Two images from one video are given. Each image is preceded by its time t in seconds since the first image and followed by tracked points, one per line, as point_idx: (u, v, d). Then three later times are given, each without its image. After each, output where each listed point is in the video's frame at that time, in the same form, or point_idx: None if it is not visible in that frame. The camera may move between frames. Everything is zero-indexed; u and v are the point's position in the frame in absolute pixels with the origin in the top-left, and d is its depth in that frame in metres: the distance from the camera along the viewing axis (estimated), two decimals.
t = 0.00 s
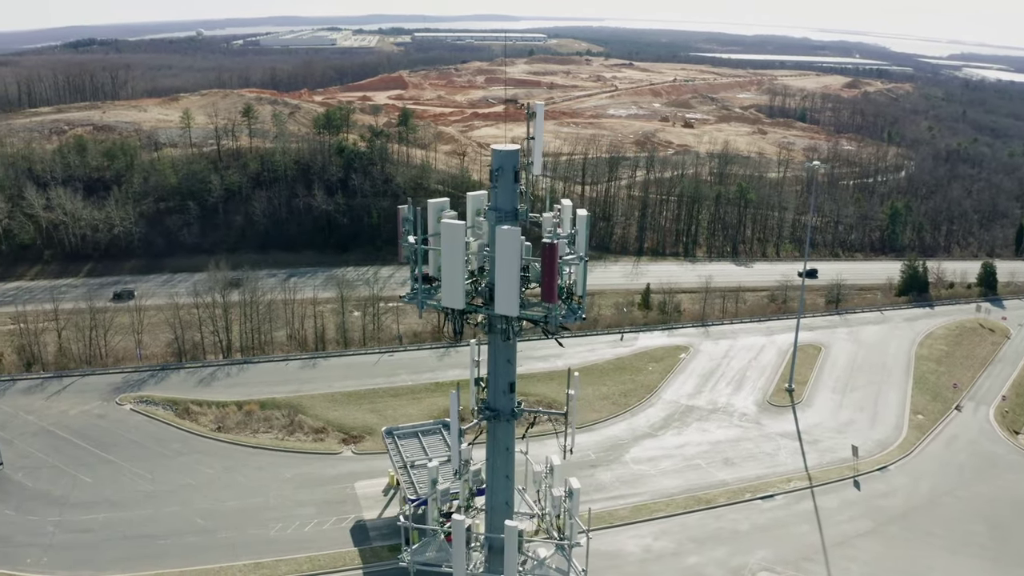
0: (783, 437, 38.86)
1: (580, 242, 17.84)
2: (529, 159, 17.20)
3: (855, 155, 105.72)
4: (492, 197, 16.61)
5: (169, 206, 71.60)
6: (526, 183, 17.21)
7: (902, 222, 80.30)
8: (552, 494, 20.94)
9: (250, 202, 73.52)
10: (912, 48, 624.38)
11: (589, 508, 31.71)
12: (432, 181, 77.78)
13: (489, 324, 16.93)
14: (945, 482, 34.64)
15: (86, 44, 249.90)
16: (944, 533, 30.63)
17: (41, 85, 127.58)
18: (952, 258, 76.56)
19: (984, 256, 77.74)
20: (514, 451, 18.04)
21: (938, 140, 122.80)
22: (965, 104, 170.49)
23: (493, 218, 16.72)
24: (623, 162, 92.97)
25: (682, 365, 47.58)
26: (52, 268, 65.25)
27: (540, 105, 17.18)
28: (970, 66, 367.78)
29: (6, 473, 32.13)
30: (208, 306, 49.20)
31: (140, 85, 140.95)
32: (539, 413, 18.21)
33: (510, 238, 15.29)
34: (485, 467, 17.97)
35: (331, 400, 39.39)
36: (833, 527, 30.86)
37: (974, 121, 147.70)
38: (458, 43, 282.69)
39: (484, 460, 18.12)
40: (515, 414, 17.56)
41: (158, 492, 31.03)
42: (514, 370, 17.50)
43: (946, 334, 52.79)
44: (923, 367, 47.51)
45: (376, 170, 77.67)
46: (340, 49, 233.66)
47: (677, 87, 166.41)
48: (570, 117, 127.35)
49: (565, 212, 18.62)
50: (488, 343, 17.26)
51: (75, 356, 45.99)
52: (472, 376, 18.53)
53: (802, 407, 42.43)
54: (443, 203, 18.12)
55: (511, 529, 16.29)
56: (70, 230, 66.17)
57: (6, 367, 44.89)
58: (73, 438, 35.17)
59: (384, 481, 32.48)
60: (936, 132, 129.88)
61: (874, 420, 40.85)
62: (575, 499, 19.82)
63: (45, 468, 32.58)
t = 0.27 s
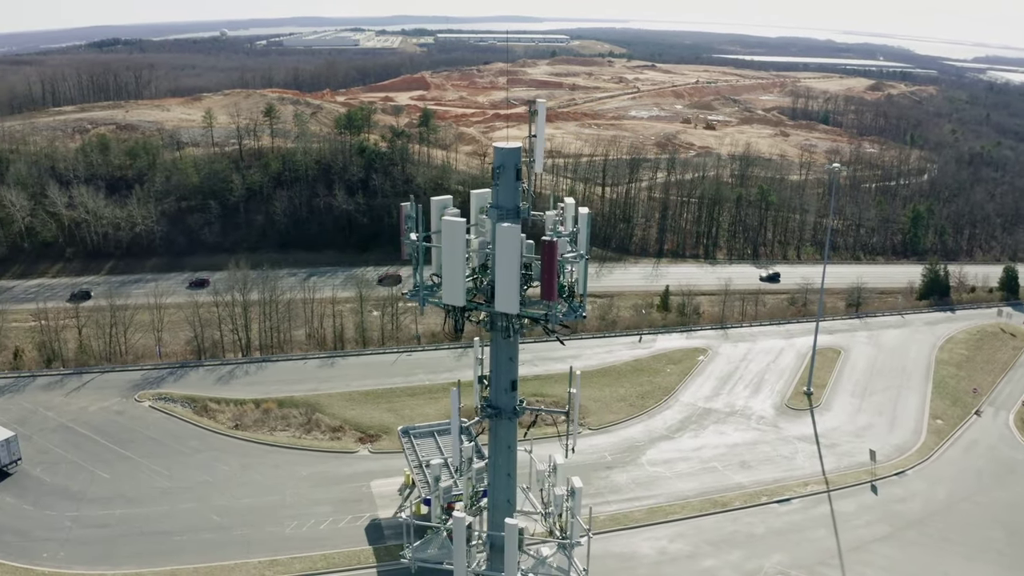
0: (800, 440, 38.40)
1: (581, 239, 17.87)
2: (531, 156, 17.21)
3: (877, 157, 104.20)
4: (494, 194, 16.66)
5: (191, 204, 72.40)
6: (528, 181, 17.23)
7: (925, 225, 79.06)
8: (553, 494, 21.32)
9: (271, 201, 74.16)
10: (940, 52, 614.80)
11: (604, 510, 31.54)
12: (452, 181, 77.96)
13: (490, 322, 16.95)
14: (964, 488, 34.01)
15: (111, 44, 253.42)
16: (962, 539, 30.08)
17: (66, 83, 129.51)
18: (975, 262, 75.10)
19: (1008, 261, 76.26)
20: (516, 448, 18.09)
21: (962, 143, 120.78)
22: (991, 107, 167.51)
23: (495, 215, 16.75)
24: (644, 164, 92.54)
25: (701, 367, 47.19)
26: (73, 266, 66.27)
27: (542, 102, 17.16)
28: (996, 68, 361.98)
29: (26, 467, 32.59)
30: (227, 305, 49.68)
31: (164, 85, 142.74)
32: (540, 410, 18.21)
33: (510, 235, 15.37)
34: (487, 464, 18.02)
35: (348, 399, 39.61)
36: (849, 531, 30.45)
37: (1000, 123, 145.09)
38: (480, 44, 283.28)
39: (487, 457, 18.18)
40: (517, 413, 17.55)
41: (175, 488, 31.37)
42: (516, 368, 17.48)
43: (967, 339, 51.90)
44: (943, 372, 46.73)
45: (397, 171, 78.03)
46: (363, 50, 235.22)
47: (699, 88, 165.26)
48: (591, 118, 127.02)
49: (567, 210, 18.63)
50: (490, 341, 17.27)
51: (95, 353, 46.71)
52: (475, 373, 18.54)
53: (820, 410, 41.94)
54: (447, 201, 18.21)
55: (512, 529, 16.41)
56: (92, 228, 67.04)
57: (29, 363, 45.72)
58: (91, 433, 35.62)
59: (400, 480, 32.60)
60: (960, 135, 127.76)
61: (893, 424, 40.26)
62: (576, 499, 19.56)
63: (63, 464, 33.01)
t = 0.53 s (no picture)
0: (816, 444, 37.95)
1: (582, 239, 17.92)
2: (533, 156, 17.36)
3: (899, 160, 102.73)
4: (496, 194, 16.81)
5: (212, 203, 73.15)
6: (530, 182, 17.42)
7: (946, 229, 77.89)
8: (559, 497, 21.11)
9: (292, 201, 74.69)
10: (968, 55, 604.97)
11: (619, 511, 31.38)
12: (472, 182, 78.02)
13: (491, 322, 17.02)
14: (983, 494, 33.42)
15: (135, 43, 256.68)
16: (980, 545, 29.56)
17: (88, 82, 131.39)
18: (998, 267, 73.68)
19: None
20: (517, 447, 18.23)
21: (986, 146, 118.76)
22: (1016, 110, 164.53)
23: (497, 214, 16.96)
24: (664, 165, 92.03)
25: (719, 369, 46.78)
26: (94, 264, 66.96)
27: (543, 103, 17.32)
28: None
29: (43, 462, 33.04)
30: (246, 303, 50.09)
31: (185, 84, 144.31)
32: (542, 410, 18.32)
33: (509, 234, 15.46)
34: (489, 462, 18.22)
35: (364, 398, 39.80)
36: (864, 536, 30.06)
37: None
38: (500, 45, 283.44)
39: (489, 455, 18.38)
40: (518, 412, 17.67)
41: (191, 485, 31.69)
42: (518, 368, 17.57)
43: (988, 344, 51.04)
44: (962, 376, 45.98)
45: (417, 171, 78.25)
46: (385, 50, 236.33)
47: (720, 90, 164.04)
48: (612, 119, 126.64)
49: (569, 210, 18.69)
50: (492, 340, 17.36)
51: (115, 350, 47.34)
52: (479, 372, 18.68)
53: (838, 414, 41.44)
54: (449, 201, 18.36)
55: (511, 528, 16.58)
56: (114, 226, 68.03)
57: (48, 360, 46.17)
58: (109, 430, 36.05)
59: (415, 479, 32.69)
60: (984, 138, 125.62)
61: (911, 429, 39.66)
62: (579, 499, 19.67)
63: (81, 459, 33.45)
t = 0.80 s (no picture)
0: (832, 447, 37.49)
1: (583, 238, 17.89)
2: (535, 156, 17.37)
3: (921, 163, 101.24)
4: (499, 193, 16.82)
5: (232, 202, 73.89)
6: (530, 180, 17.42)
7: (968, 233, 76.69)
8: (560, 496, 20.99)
9: (311, 200, 75.08)
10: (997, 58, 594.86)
11: (633, 513, 31.22)
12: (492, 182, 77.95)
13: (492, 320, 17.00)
14: (1001, 500, 32.80)
15: (160, 42, 260.07)
16: (997, 551, 29.02)
17: (112, 81, 133.38)
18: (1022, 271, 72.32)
19: None
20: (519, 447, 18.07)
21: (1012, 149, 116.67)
22: None
23: (498, 213, 16.95)
24: (684, 166, 91.48)
25: (736, 371, 46.34)
26: (115, 261, 67.84)
27: (545, 102, 17.34)
28: None
29: (61, 458, 33.50)
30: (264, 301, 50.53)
31: (207, 84, 145.82)
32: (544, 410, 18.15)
33: (509, 232, 15.45)
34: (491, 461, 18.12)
35: (381, 397, 39.97)
36: (879, 540, 29.66)
37: None
38: (521, 45, 283.38)
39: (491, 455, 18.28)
40: (520, 411, 17.52)
41: (207, 482, 31.98)
42: (520, 367, 17.43)
43: (1010, 349, 50.13)
44: (982, 381, 45.22)
45: (437, 172, 78.41)
46: (406, 51, 237.26)
47: (742, 91, 162.71)
48: (634, 120, 126.15)
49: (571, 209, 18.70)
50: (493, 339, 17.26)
51: (134, 347, 47.99)
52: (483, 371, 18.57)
53: (855, 417, 40.92)
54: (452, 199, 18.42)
55: (510, 527, 16.47)
56: (135, 224, 69.03)
57: (68, 356, 46.83)
58: (127, 426, 36.50)
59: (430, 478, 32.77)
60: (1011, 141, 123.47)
61: (929, 433, 39.07)
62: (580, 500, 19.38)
63: (98, 455, 33.89)
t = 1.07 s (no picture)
0: (849, 451, 37.06)
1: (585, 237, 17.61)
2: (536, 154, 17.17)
3: (942, 165, 99.78)
4: (500, 192, 16.67)
5: (252, 200, 74.56)
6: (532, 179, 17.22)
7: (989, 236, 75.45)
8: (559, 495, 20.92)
9: (331, 200, 75.44)
10: None
11: (647, 514, 31.05)
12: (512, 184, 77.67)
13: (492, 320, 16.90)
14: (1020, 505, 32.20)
15: (183, 41, 263.00)
16: (1014, 557, 28.53)
17: (135, 80, 135.17)
18: None
19: None
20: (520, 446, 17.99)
21: None
22: None
23: (499, 213, 16.81)
24: (704, 168, 90.88)
25: (753, 374, 45.91)
26: (134, 259, 68.69)
27: (547, 100, 17.12)
28: None
29: (78, 453, 33.96)
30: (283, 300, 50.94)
31: (229, 83, 147.28)
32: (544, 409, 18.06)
33: (508, 232, 15.36)
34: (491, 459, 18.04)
35: (397, 396, 40.11)
36: (894, 545, 29.27)
37: None
38: (542, 46, 283.23)
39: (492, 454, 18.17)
40: (521, 410, 17.42)
41: (223, 478, 32.28)
42: (521, 366, 17.31)
43: None
44: (1002, 386, 44.48)
45: (456, 171, 78.39)
46: (427, 51, 238.06)
47: (764, 92, 161.32)
48: (654, 121, 125.59)
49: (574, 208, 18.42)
50: (494, 338, 17.16)
51: (152, 344, 48.57)
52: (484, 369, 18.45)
53: (872, 421, 40.43)
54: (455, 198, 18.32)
55: (510, 526, 16.41)
56: (155, 222, 69.96)
57: (87, 352, 47.48)
58: (144, 423, 36.93)
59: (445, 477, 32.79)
60: None
61: (946, 438, 38.47)
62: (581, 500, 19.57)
63: (115, 451, 34.32)
